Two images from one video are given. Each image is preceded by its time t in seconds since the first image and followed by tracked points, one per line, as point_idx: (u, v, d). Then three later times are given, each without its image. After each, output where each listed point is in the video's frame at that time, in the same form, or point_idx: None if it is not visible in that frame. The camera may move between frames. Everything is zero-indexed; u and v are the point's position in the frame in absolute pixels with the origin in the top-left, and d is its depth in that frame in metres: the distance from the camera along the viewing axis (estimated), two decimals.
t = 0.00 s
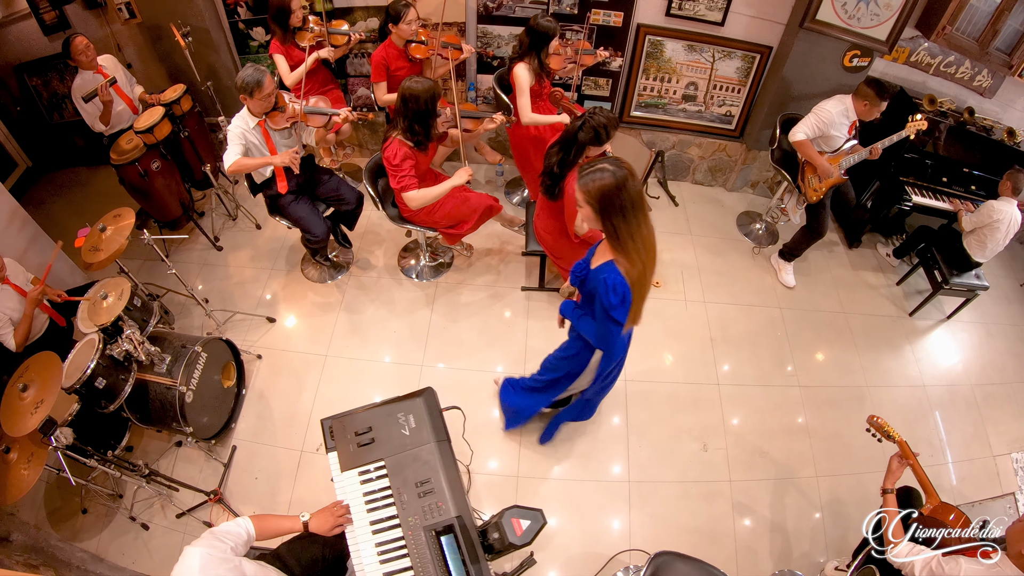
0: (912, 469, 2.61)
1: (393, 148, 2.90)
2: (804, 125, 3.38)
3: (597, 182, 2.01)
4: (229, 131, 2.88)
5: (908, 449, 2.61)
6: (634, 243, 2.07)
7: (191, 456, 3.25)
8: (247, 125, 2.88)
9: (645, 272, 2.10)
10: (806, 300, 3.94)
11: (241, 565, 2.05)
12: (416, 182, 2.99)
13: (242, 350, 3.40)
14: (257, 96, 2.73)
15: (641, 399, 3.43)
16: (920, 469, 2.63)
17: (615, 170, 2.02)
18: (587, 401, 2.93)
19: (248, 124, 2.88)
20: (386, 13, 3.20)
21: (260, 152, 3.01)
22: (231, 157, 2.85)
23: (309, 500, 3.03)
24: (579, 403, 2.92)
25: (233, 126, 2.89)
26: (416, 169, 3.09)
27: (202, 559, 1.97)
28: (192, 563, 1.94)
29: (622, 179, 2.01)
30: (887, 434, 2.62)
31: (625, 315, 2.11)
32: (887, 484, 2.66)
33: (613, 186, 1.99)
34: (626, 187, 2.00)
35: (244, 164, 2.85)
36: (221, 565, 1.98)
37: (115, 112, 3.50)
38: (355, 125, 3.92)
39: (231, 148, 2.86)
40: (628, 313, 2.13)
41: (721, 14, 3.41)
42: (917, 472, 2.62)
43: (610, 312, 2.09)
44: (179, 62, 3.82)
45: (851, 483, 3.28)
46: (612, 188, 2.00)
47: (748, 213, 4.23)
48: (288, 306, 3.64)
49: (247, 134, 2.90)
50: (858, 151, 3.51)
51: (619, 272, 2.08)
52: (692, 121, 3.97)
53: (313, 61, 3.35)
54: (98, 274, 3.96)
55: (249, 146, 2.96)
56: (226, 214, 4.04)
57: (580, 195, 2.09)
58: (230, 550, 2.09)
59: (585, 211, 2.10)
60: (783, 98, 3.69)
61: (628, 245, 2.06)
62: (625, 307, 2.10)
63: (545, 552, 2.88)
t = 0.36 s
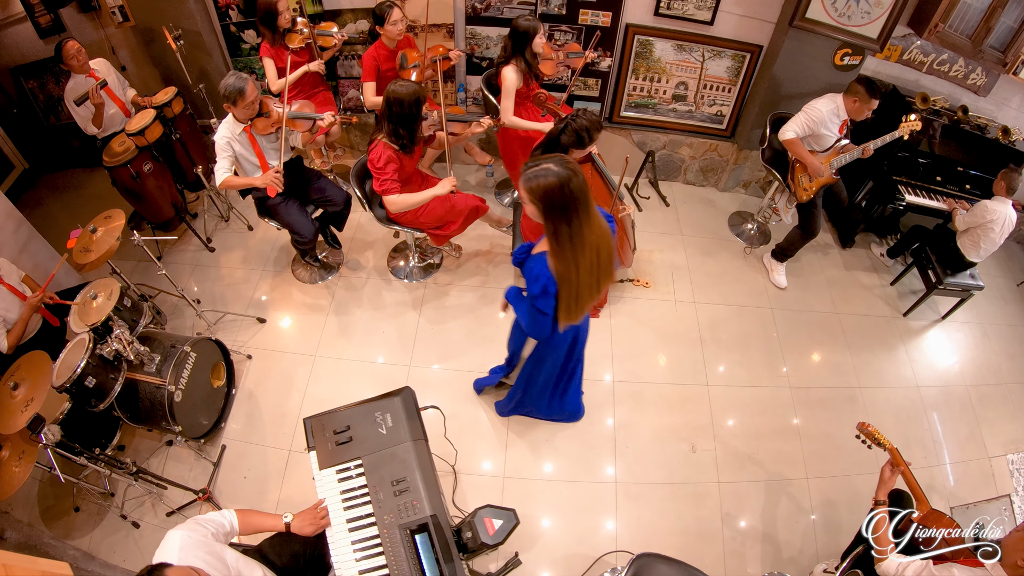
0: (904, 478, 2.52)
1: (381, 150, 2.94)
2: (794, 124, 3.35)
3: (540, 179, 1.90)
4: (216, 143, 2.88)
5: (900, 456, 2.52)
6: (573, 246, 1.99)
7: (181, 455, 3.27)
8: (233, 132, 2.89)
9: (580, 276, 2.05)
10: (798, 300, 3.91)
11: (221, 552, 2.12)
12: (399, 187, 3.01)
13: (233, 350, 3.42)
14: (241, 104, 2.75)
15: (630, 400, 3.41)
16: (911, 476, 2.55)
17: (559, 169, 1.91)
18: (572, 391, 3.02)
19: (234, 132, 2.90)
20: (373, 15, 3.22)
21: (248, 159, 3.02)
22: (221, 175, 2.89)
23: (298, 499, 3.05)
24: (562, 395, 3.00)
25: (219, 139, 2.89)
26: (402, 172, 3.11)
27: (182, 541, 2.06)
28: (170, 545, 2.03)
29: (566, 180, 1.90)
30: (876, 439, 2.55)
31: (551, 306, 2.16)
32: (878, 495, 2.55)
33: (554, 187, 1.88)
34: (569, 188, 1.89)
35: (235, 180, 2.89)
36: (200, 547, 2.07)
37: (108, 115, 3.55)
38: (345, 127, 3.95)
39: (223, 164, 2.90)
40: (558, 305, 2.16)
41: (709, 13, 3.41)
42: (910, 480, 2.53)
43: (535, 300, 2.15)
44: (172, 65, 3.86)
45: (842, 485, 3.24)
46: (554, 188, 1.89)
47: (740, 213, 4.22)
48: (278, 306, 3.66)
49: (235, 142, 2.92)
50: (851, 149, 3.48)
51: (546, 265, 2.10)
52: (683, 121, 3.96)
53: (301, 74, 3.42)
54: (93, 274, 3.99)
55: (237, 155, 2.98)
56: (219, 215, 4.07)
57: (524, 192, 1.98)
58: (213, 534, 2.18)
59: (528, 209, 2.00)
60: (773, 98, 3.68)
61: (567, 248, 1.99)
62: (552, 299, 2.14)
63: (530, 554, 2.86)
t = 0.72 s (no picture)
0: (892, 475, 2.43)
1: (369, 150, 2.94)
2: (784, 121, 3.33)
3: (483, 173, 1.91)
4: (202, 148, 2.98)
5: (885, 453, 2.45)
6: (523, 237, 2.03)
7: (173, 454, 3.29)
8: (218, 137, 2.97)
9: (531, 263, 2.10)
10: (791, 299, 3.89)
11: (201, 539, 2.15)
12: (382, 188, 3.04)
13: (224, 350, 3.45)
14: (222, 112, 2.83)
15: (619, 399, 3.39)
16: (900, 475, 2.47)
17: (502, 163, 1.91)
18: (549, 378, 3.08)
19: (219, 136, 2.97)
20: (364, 14, 3.24)
21: (234, 162, 3.10)
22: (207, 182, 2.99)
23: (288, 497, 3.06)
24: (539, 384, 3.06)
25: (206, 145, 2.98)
26: (391, 172, 3.12)
27: (168, 527, 2.13)
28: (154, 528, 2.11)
29: (509, 173, 1.91)
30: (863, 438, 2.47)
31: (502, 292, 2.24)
32: (865, 494, 2.46)
33: (498, 181, 1.89)
34: (513, 180, 1.90)
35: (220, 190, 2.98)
36: (184, 532, 2.13)
37: (101, 118, 3.59)
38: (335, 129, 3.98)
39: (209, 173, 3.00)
40: (506, 292, 2.25)
41: (698, 11, 3.39)
42: (897, 479, 2.45)
43: (489, 289, 2.21)
44: (165, 69, 3.90)
45: (835, 485, 3.20)
46: (497, 181, 1.90)
47: (733, 211, 4.21)
48: (270, 306, 3.69)
49: (221, 147, 3.00)
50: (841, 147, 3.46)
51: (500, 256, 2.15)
52: (674, 120, 3.95)
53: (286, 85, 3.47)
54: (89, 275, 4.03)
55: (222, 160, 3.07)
56: (212, 216, 4.11)
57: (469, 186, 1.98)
58: (197, 524, 2.22)
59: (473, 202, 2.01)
60: (764, 95, 3.66)
61: (515, 239, 2.02)
62: (503, 287, 2.21)
63: (516, 553, 2.83)
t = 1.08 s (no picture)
0: (872, 474, 2.43)
1: (357, 151, 2.95)
2: (773, 118, 3.32)
3: (441, 167, 1.99)
4: (192, 151, 3.04)
5: (866, 452, 2.44)
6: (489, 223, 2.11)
7: (164, 452, 3.31)
8: (206, 139, 3.02)
9: (501, 246, 2.18)
10: (783, 298, 3.86)
11: (183, 534, 2.17)
12: (368, 187, 3.05)
13: (215, 349, 3.48)
14: (208, 115, 2.86)
15: (607, 398, 3.37)
16: (882, 473, 2.46)
17: (458, 153, 2.00)
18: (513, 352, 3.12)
19: (207, 139, 3.02)
20: (354, 13, 3.24)
21: (222, 163, 3.14)
22: (197, 185, 3.02)
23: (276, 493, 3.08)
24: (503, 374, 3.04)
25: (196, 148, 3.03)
26: (380, 171, 3.13)
27: (149, 521, 2.16)
28: (136, 522, 2.13)
29: (466, 162, 2.00)
30: (843, 437, 2.46)
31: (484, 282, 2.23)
32: (847, 493, 2.43)
33: (456, 171, 1.97)
34: (471, 168, 2.00)
35: (208, 194, 3.00)
36: (163, 526, 2.16)
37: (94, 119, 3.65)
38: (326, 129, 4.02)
39: (199, 175, 3.04)
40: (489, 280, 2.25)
41: (688, 8, 3.38)
42: (881, 479, 2.44)
43: (470, 282, 2.19)
44: (159, 71, 3.94)
45: (826, 485, 3.17)
46: (456, 172, 1.98)
47: (725, 210, 4.20)
48: (261, 305, 3.71)
49: (209, 148, 3.05)
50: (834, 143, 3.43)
51: (472, 246, 2.15)
52: (664, 118, 3.94)
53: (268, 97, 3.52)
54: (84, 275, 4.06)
55: (210, 161, 3.11)
56: (205, 216, 4.14)
57: (427, 181, 2.05)
58: (178, 519, 2.24)
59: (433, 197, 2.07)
60: (755, 92, 3.65)
61: (481, 226, 2.09)
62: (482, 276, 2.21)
63: (501, 552, 2.83)
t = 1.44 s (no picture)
0: (857, 479, 2.40)
1: (343, 149, 2.97)
2: (761, 114, 3.29)
3: (402, 157, 2.05)
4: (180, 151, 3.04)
5: (850, 457, 2.41)
6: (454, 209, 2.18)
7: (155, 448, 3.34)
8: (194, 137, 3.03)
9: (470, 228, 2.26)
10: (773, 295, 3.84)
11: (163, 533, 2.18)
12: (354, 184, 3.08)
13: (205, 346, 3.50)
14: (192, 110, 2.87)
15: (594, 396, 3.36)
16: (865, 477, 2.44)
17: (417, 143, 2.07)
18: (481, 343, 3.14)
19: (195, 137, 3.03)
20: (342, 12, 3.24)
21: (212, 162, 3.16)
22: (191, 185, 3.09)
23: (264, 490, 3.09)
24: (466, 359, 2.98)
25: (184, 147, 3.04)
26: (366, 169, 3.14)
27: (127, 523, 2.15)
28: (114, 527, 2.12)
29: (426, 149, 2.07)
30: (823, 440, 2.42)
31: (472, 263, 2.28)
32: (831, 500, 2.41)
33: (418, 160, 2.04)
34: (432, 155, 2.07)
35: (200, 193, 3.06)
36: (144, 527, 2.15)
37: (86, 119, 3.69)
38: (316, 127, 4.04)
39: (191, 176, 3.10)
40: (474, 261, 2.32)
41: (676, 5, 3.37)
42: (865, 484, 2.42)
43: (459, 268, 2.23)
44: (150, 70, 3.97)
45: (814, 484, 3.15)
46: (418, 161, 2.05)
47: (716, 206, 4.20)
48: (252, 302, 3.74)
49: (197, 147, 3.06)
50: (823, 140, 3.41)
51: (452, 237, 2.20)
52: (654, 115, 3.93)
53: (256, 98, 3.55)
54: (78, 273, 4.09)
55: (198, 161, 3.12)
56: (197, 214, 4.17)
57: (391, 174, 2.10)
58: (158, 518, 2.24)
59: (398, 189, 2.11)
60: (745, 89, 3.63)
61: (449, 212, 2.16)
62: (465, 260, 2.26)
63: (485, 549, 2.82)
